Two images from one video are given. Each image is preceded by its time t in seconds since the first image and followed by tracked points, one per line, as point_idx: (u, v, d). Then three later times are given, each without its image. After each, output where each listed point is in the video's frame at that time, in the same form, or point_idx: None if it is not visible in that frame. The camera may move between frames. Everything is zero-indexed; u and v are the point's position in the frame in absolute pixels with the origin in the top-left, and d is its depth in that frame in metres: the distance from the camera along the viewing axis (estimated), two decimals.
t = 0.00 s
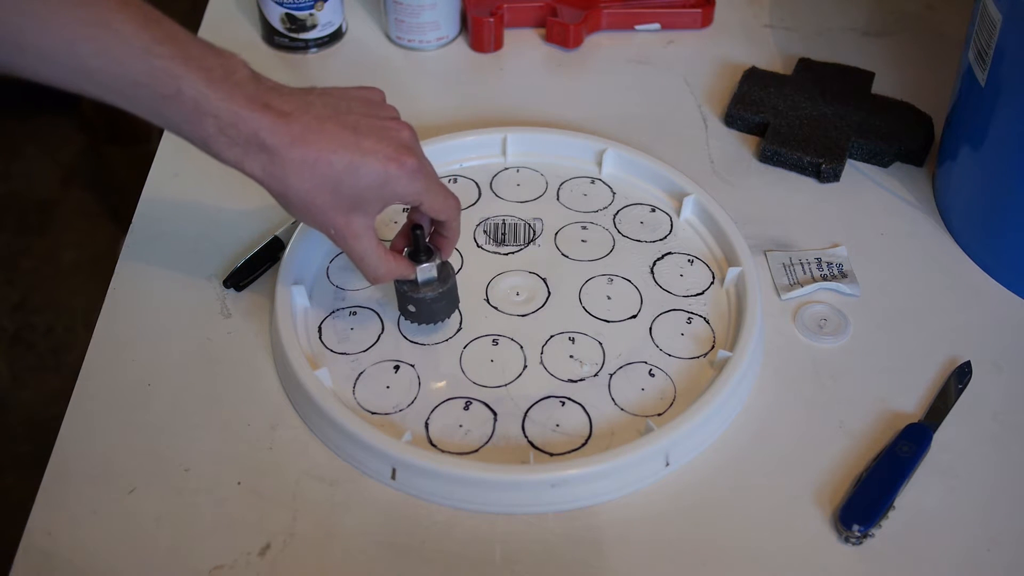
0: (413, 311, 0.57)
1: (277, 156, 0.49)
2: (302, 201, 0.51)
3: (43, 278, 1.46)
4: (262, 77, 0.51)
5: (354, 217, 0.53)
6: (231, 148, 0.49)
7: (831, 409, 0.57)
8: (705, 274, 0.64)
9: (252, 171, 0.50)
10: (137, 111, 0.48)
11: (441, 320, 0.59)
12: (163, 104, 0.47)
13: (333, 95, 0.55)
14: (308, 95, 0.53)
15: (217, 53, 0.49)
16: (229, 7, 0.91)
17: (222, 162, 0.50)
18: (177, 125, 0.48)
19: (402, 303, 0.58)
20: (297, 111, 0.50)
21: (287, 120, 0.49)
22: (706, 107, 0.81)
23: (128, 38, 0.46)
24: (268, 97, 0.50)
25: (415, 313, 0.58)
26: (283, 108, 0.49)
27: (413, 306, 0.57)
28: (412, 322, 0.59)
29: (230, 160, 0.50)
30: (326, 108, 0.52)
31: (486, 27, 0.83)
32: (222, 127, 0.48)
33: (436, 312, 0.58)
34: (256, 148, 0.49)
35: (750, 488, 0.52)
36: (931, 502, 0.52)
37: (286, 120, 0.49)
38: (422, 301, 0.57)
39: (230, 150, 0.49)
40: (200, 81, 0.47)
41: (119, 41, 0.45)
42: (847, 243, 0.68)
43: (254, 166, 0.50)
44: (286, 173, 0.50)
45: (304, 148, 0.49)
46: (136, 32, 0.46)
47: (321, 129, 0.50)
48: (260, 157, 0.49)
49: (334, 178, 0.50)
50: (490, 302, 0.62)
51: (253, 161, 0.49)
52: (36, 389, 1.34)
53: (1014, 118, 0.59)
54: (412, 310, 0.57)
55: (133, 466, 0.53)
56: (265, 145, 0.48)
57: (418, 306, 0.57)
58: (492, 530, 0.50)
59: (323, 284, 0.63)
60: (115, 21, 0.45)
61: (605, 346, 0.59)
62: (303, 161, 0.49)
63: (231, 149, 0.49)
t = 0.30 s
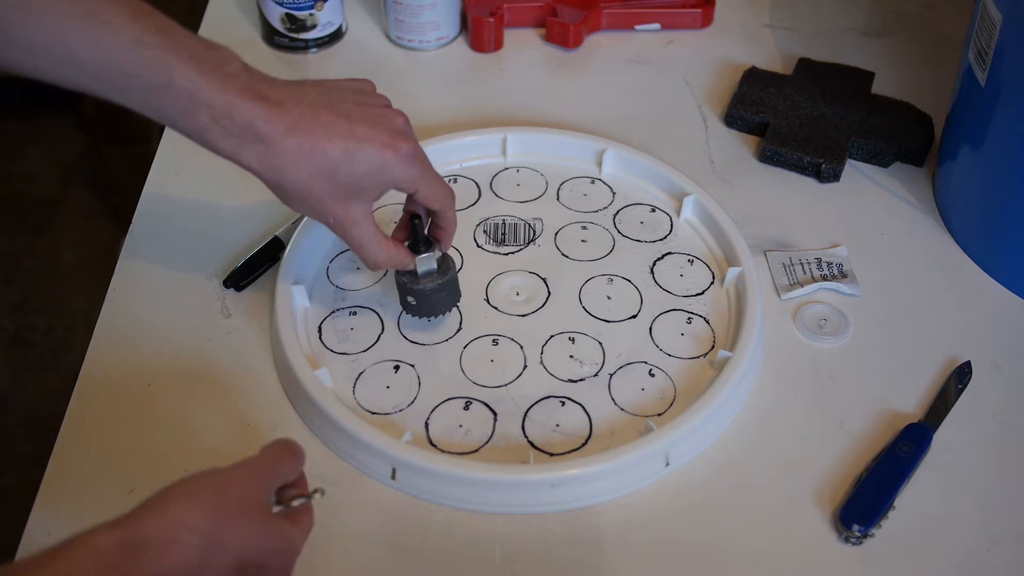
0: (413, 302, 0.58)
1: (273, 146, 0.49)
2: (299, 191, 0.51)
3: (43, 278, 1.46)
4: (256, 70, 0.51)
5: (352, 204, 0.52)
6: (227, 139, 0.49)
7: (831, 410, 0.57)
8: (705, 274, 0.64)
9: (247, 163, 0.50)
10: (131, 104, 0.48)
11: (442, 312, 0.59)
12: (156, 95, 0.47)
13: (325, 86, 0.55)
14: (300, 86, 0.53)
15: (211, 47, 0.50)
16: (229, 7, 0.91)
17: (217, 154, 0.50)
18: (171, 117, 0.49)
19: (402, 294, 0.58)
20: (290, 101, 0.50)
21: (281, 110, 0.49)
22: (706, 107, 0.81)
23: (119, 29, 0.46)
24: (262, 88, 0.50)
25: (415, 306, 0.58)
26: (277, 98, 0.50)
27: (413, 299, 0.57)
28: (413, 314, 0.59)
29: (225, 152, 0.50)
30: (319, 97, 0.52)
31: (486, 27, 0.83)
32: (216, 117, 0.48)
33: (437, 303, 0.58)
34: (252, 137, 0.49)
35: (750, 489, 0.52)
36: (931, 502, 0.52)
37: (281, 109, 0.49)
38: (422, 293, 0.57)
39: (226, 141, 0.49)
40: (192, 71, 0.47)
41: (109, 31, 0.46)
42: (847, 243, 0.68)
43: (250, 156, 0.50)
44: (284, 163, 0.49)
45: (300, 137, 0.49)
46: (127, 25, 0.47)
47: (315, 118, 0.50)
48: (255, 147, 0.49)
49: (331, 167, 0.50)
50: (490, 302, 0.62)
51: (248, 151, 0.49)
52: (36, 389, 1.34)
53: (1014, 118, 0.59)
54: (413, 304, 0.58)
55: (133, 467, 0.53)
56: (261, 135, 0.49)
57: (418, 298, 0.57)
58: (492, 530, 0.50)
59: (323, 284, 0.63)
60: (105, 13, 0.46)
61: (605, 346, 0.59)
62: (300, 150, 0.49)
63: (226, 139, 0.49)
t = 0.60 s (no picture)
0: (413, 299, 0.58)
1: (276, 135, 0.49)
2: (301, 182, 0.51)
3: (43, 278, 1.46)
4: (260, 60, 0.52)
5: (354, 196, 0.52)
6: (229, 127, 0.49)
7: (832, 410, 0.57)
8: (705, 274, 0.64)
9: (249, 151, 0.50)
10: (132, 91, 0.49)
11: (440, 309, 0.59)
12: (159, 83, 0.48)
13: (328, 80, 0.55)
14: (303, 78, 0.53)
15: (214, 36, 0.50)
16: (229, 7, 0.91)
17: (220, 141, 0.50)
18: (174, 104, 0.49)
19: (401, 291, 0.58)
20: (293, 91, 0.51)
21: (284, 100, 0.49)
22: (706, 107, 0.81)
23: (125, 17, 0.46)
24: (265, 78, 0.50)
25: (414, 302, 0.58)
26: (280, 89, 0.50)
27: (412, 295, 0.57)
28: (413, 311, 0.59)
29: (227, 140, 0.50)
30: (322, 90, 0.52)
31: (486, 27, 0.83)
32: (219, 104, 0.48)
33: (436, 300, 0.58)
34: (255, 126, 0.49)
35: (750, 489, 0.52)
36: (931, 502, 0.52)
37: (284, 100, 0.49)
38: (422, 289, 0.57)
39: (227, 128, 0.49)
40: (197, 59, 0.47)
41: (115, 18, 0.46)
42: (847, 243, 0.68)
43: (252, 145, 0.50)
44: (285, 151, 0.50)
45: (302, 127, 0.49)
46: (134, 11, 0.47)
47: (318, 109, 0.50)
48: (258, 137, 0.49)
49: (333, 157, 0.50)
50: (491, 302, 0.62)
51: (251, 140, 0.50)
52: (36, 389, 1.34)
53: (1014, 118, 0.59)
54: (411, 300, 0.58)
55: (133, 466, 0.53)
56: (263, 125, 0.49)
57: (418, 294, 0.57)
58: (492, 530, 0.50)
59: (323, 284, 0.63)
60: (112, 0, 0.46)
61: (605, 346, 0.59)
62: (302, 139, 0.49)
63: (229, 128, 0.49)
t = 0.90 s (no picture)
0: (405, 301, 0.57)
1: (267, 143, 0.50)
2: (293, 189, 0.52)
3: (43, 278, 1.46)
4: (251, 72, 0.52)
5: (345, 204, 0.53)
6: (221, 136, 0.50)
7: (832, 410, 0.57)
8: (705, 274, 0.64)
9: (241, 159, 0.51)
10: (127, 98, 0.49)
11: (434, 312, 0.59)
12: (154, 92, 0.48)
13: (320, 89, 0.56)
14: (294, 88, 0.54)
15: (209, 48, 0.51)
16: (230, 7, 0.91)
17: (212, 151, 0.51)
18: (167, 113, 0.49)
19: (394, 293, 0.57)
20: (284, 101, 0.51)
21: (275, 109, 0.50)
22: (706, 107, 0.81)
23: (120, 25, 0.47)
24: (257, 88, 0.51)
25: (407, 303, 0.57)
26: (272, 98, 0.51)
27: (405, 296, 0.57)
28: (405, 314, 0.59)
29: (219, 148, 0.50)
30: (312, 100, 0.53)
31: (485, 27, 0.83)
32: (211, 113, 0.49)
33: (428, 304, 0.58)
34: (247, 135, 0.50)
35: (749, 489, 0.52)
36: (931, 502, 0.52)
37: (275, 108, 0.50)
38: (414, 292, 0.56)
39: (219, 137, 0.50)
40: (191, 69, 0.48)
41: (111, 27, 0.47)
42: (847, 243, 0.68)
43: (244, 153, 0.50)
44: (275, 160, 0.50)
45: (293, 135, 0.50)
46: (129, 19, 0.47)
47: (309, 118, 0.51)
48: (251, 145, 0.50)
49: (324, 165, 0.51)
50: (490, 302, 0.62)
51: (243, 148, 0.50)
52: (36, 389, 1.34)
53: (1014, 118, 0.59)
54: (404, 301, 0.57)
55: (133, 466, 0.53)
56: (255, 133, 0.49)
57: (410, 297, 0.57)
58: (492, 530, 0.50)
59: (323, 284, 0.63)
60: (107, 8, 0.47)
61: (605, 346, 0.59)
62: (293, 147, 0.50)
63: (221, 137, 0.50)
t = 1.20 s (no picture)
0: (408, 303, 0.57)
1: (272, 150, 0.50)
2: (298, 197, 0.52)
3: (43, 278, 1.46)
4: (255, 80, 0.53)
5: (350, 209, 0.53)
6: (226, 143, 0.50)
7: (832, 410, 0.57)
8: (705, 274, 0.64)
9: (248, 167, 0.51)
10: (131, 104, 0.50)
11: (436, 315, 0.58)
12: (158, 97, 0.49)
13: (325, 99, 0.56)
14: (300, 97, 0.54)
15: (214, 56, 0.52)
16: (230, 7, 0.91)
17: (219, 159, 0.51)
18: (171, 119, 0.50)
19: (397, 295, 0.57)
20: (289, 108, 0.52)
21: (280, 116, 0.51)
22: (706, 107, 0.81)
23: (125, 31, 0.48)
24: (262, 95, 0.51)
25: (410, 305, 0.57)
26: (276, 105, 0.51)
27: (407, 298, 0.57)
28: (407, 316, 0.59)
29: (224, 156, 0.51)
30: (317, 107, 0.53)
31: (485, 27, 0.83)
32: (217, 120, 0.50)
33: (431, 306, 0.57)
34: (252, 142, 0.50)
35: (749, 489, 0.52)
36: (931, 502, 0.52)
37: (279, 116, 0.51)
38: (417, 294, 0.56)
39: (226, 146, 0.51)
40: (195, 75, 0.49)
41: (115, 32, 0.48)
42: (847, 243, 0.68)
43: (250, 161, 0.51)
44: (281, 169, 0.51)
45: (297, 142, 0.50)
46: (133, 26, 0.48)
47: (312, 125, 0.51)
48: (256, 151, 0.50)
49: (328, 171, 0.51)
50: (490, 302, 0.62)
51: (249, 155, 0.51)
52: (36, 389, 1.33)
53: (1014, 118, 0.59)
54: (407, 303, 0.57)
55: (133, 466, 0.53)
56: (260, 140, 0.50)
57: (413, 299, 0.57)
58: (492, 530, 0.50)
59: (323, 284, 0.63)
60: (110, 14, 0.48)
61: (605, 346, 0.59)
62: (297, 155, 0.50)
63: (227, 144, 0.50)
